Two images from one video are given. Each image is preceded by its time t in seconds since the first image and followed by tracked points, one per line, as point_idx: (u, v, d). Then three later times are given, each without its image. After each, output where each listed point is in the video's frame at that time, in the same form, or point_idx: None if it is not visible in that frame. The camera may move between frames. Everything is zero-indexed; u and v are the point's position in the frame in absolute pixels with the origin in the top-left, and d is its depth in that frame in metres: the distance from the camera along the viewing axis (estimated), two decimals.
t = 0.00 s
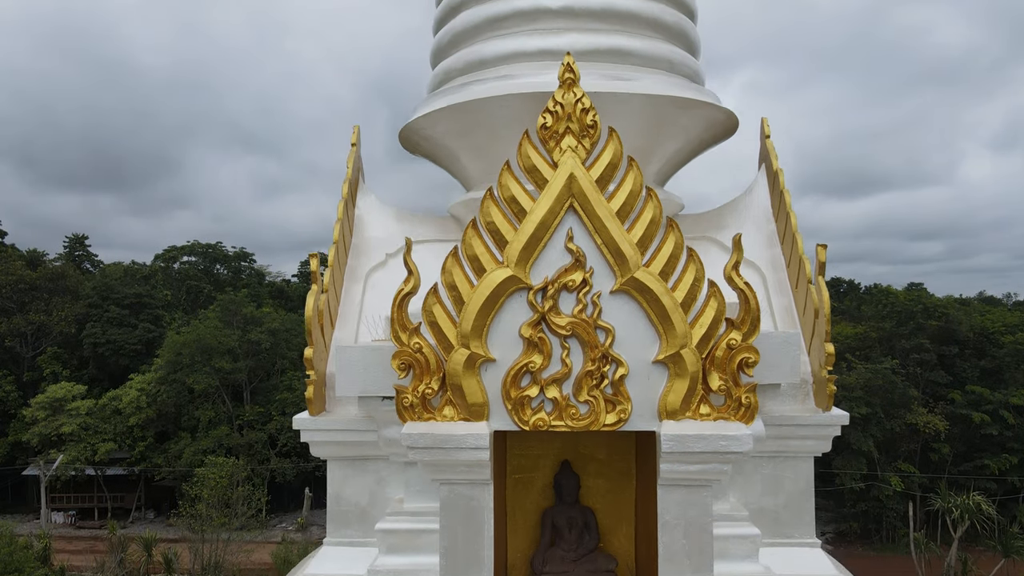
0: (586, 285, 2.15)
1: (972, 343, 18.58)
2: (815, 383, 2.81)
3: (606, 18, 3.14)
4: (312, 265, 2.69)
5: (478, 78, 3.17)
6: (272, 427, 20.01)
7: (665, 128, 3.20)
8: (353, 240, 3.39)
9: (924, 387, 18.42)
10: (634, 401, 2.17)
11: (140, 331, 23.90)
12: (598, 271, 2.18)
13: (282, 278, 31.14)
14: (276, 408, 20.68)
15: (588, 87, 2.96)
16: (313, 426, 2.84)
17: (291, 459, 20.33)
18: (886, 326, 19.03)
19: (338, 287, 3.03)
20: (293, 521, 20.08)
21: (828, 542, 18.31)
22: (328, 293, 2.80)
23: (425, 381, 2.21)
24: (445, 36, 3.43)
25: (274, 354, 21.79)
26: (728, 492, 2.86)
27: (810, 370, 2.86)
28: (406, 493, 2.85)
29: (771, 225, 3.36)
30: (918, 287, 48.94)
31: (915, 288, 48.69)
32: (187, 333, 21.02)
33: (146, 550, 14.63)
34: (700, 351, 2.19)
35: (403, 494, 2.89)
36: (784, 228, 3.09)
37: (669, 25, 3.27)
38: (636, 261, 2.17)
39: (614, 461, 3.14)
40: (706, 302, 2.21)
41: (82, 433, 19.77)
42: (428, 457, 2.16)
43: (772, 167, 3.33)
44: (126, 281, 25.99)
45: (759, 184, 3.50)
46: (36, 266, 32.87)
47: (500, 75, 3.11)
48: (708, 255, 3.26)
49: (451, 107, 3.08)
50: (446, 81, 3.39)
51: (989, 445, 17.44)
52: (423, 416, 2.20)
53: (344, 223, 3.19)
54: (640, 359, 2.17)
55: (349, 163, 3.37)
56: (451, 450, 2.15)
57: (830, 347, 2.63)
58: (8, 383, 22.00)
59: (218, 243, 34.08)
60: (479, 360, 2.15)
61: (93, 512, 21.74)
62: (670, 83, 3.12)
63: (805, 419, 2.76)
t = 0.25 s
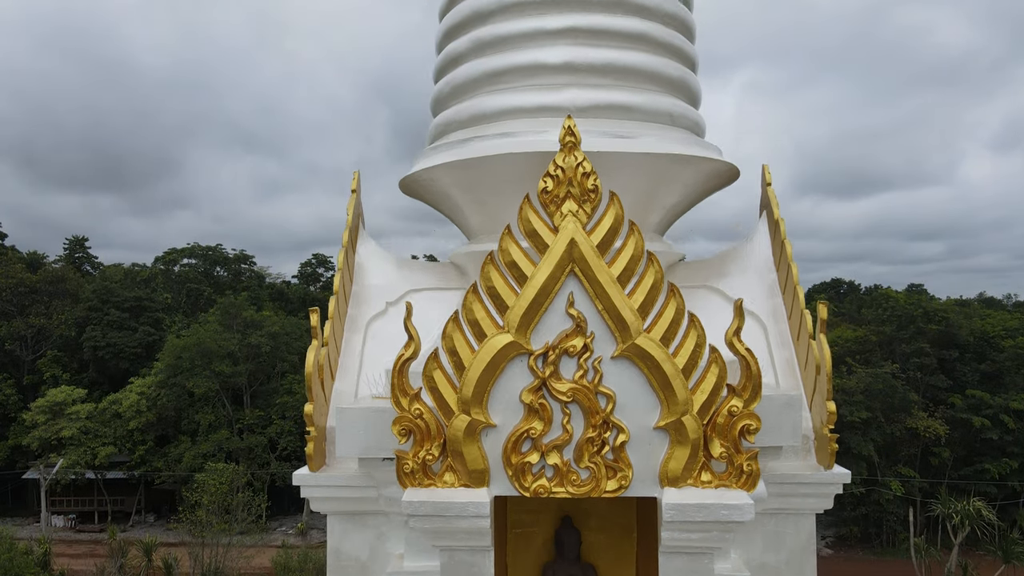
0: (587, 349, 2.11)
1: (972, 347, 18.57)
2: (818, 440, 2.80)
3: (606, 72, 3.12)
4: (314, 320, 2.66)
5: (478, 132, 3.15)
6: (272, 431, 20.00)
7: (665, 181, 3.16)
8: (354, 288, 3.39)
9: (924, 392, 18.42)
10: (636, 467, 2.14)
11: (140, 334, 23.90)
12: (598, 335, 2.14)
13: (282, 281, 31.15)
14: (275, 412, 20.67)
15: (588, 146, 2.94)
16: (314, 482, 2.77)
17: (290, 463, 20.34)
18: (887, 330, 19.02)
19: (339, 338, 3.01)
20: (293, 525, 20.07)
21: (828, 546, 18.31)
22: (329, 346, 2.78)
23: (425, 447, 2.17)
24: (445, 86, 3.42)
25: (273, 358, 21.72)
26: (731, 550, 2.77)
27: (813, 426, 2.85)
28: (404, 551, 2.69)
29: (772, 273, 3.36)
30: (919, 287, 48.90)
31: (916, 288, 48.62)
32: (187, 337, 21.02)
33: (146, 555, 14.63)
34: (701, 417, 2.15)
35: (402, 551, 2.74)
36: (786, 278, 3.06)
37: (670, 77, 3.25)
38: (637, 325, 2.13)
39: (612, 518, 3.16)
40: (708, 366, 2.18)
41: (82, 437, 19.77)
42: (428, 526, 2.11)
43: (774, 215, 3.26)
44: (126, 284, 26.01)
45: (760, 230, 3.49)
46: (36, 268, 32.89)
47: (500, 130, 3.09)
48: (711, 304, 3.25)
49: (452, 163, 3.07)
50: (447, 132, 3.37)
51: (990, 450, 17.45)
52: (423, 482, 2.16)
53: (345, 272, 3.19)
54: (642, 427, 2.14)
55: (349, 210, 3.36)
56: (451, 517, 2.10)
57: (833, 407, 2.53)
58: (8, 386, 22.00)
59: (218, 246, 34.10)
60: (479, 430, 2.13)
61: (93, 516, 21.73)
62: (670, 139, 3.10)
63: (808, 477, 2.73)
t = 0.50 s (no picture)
0: (587, 415, 2.22)
1: (972, 351, 18.54)
2: (818, 495, 2.81)
3: (607, 126, 3.08)
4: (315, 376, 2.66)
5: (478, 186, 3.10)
6: (272, 434, 19.99)
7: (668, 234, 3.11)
8: (353, 335, 3.43)
9: (925, 396, 18.41)
10: (636, 531, 2.26)
11: (140, 337, 23.89)
12: (599, 399, 2.24)
13: (282, 283, 31.16)
14: (275, 416, 20.67)
15: (589, 204, 2.88)
16: (313, 535, 2.75)
17: (291, 466, 20.34)
18: (887, 333, 19.03)
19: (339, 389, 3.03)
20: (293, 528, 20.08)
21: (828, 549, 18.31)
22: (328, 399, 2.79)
23: (425, 511, 2.28)
24: (445, 135, 3.38)
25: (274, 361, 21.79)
26: None
27: (813, 480, 2.85)
28: None
29: (773, 321, 3.36)
30: (920, 287, 48.82)
31: (917, 287, 48.55)
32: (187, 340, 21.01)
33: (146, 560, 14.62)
34: (703, 482, 2.27)
35: None
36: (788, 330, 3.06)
37: (670, 128, 3.21)
38: (639, 390, 2.22)
39: None
40: (711, 433, 2.29)
41: (82, 441, 19.76)
42: None
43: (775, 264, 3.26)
44: (126, 287, 26.00)
45: (761, 277, 3.50)
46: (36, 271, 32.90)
47: (500, 186, 3.04)
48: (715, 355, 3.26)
49: (452, 219, 3.02)
50: (446, 182, 3.33)
51: (990, 453, 17.44)
52: (424, 547, 2.27)
53: (345, 321, 3.21)
54: (643, 491, 2.26)
55: (349, 256, 3.37)
56: None
57: (835, 464, 2.54)
58: (8, 390, 22.00)
59: (218, 248, 34.14)
60: (477, 493, 2.23)
61: (93, 519, 21.71)
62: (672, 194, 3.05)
63: (809, 535, 2.71)
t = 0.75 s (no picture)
0: (587, 480, 2.21)
1: (972, 355, 18.54)
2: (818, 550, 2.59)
3: (607, 180, 2.98)
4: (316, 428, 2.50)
5: (477, 240, 3.01)
6: (272, 438, 20.00)
7: (670, 287, 3.00)
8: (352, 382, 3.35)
9: (924, 400, 18.41)
10: None
11: (140, 340, 23.90)
12: (599, 463, 2.24)
13: (282, 286, 31.18)
14: (276, 419, 20.67)
15: (587, 261, 2.79)
16: None
17: (291, 470, 20.34)
18: (887, 338, 19.06)
19: (338, 440, 2.95)
20: (293, 532, 20.10)
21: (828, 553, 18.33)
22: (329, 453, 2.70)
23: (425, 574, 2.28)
24: (442, 186, 3.30)
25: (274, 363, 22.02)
26: None
27: (814, 535, 2.65)
28: None
29: (774, 370, 3.33)
30: (919, 288, 48.87)
31: (917, 287, 48.58)
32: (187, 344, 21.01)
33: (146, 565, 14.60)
34: (703, 545, 2.27)
35: None
36: (788, 381, 3.03)
37: (671, 180, 3.13)
38: (638, 454, 2.21)
39: None
40: (710, 497, 2.29)
41: (82, 445, 19.75)
42: None
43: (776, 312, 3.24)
44: (127, 290, 26.01)
45: (761, 323, 3.48)
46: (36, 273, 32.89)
47: (496, 241, 2.93)
48: (716, 408, 3.22)
49: (448, 274, 2.92)
50: (444, 233, 3.24)
51: (990, 458, 17.46)
52: None
53: (345, 369, 3.14)
54: (642, 554, 2.28)
55: (350, 302, 3.32)
56: None
57: (835, 521, 2.45)
58: (8, 393, 21.97)
59: (218, 250, 34.19)
60: (476, 557, 2.23)
61: (93, 522, 21.70)
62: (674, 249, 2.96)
63: None
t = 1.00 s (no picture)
0: (588, 545, 2.01)
1: (973, 359, 18.55)
2: None
3: (613, 234, 2.68)
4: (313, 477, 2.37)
5: (475, 298, 2.70)
6: (272, 441, 19.99)
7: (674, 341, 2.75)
8: (352, 427, 3.11)
9: (924, 404, 18.39)
10: None
11: (140, 344, 23.93)
12: (600, 528, 2.06)
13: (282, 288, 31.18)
14: (275, 423, 20.66)
15: (593, 325, 2.50)
16: None
17: (291, 474, 20.34)
18: (887, 341, 19.12)
19: (338, 489, 2.72)
20: (294, 535, 20.12)
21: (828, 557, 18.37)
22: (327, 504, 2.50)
23: None
24: (441, 238, 3.02)
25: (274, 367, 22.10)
26: None
27: None
28: None
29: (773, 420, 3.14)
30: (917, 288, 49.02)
31: (915, 286, 48.78)
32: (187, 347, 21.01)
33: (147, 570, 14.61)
34: None
35: None
36: (790, 431, 2.85)
37: (675, 233, 2.85)
38: (638, 519, 2.02)
39: None
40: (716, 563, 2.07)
41: (83, 449, 19.76)
42: None
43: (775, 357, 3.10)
44: (127, 294, 26.02)
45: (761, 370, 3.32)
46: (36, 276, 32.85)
47: (506, 297, 2.63)
48: (712, 454, 3.04)
49: (453, 326, 2.67)
50: (442, 288, 2.95)
51: (990, 462, 17.46)
52: None
53: (344, 414, 2.93)
54: None
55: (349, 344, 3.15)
56: None
57: None
58: (8, 397, 21.95)
59: (218, 252, 34.24)
60: None
61: (93, 525, 21.72)
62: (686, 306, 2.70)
63: None
